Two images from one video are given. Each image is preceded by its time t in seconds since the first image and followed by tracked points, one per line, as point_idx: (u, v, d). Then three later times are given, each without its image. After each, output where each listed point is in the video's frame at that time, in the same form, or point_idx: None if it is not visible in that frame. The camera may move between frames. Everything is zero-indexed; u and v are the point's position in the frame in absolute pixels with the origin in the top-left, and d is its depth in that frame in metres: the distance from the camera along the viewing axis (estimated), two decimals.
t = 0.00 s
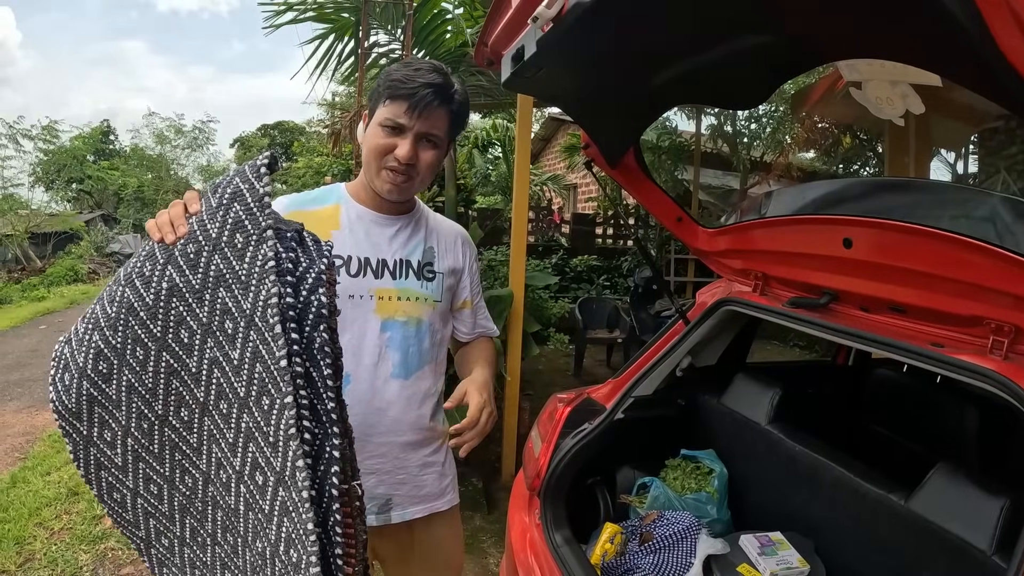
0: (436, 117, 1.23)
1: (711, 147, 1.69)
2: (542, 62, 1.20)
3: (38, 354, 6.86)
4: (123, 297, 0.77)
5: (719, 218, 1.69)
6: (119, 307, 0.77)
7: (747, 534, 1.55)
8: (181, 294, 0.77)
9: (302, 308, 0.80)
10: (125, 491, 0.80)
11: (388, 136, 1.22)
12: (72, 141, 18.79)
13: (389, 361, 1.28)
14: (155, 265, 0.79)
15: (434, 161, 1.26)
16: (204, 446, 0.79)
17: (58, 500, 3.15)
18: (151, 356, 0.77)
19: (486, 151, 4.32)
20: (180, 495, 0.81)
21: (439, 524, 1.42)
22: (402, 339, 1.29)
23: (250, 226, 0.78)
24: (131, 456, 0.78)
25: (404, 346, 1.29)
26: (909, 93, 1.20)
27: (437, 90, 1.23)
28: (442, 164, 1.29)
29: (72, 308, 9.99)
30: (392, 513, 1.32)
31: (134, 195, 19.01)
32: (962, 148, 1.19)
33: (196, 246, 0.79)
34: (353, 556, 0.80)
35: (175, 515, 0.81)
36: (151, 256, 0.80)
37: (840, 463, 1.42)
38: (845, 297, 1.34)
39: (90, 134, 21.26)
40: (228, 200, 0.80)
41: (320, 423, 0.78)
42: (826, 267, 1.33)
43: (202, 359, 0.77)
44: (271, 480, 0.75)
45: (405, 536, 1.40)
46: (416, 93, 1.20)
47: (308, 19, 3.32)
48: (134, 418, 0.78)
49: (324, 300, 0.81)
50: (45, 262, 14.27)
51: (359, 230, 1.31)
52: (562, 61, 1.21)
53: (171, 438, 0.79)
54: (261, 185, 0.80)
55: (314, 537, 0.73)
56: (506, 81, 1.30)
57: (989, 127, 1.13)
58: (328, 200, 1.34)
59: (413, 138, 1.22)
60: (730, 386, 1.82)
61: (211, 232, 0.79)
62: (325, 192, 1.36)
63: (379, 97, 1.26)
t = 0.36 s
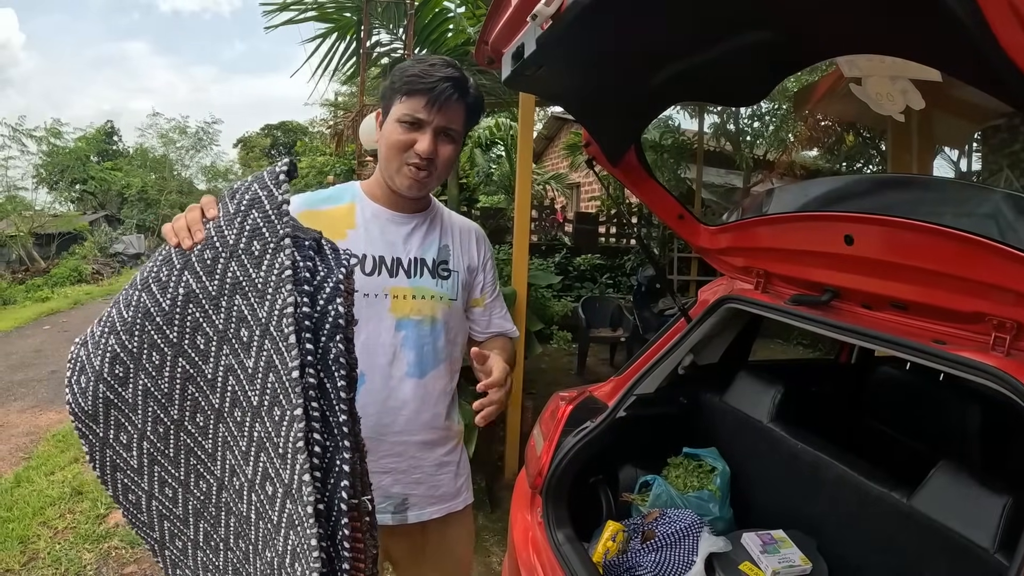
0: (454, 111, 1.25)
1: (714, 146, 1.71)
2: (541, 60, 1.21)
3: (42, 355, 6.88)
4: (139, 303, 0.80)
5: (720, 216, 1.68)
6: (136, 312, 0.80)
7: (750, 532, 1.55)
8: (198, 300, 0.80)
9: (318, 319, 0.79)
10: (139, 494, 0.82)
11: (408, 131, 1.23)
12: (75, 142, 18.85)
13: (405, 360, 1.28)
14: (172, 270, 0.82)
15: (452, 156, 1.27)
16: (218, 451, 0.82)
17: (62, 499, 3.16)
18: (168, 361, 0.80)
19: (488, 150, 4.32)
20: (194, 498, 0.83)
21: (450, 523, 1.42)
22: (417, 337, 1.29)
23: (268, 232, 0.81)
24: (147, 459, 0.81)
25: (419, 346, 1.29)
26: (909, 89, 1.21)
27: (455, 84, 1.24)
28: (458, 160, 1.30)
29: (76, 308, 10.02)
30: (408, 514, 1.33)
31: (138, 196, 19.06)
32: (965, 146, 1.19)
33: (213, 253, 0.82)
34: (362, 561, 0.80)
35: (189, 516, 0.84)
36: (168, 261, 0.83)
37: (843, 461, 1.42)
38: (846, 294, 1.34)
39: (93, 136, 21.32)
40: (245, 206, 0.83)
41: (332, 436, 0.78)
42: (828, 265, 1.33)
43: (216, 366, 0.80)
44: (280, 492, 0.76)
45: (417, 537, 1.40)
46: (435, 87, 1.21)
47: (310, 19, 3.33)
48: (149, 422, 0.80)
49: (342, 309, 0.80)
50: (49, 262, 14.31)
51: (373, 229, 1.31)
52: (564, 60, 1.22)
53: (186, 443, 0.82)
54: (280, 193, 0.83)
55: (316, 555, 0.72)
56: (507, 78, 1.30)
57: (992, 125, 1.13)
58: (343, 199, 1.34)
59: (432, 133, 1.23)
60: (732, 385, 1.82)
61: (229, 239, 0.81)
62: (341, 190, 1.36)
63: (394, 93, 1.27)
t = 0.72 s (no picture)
0: (479, 113, 1.25)
1: (716, 144, 1.71)
2: (540, 61, 1.21)
3: (45, 355, 6.92)
4: (182, 300, 0.82)
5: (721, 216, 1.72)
6: (178, 310, 0.82)
7: (750, 531, 1.56)
8: (241, 300, 0.82)
9: (364, 320, 0.82)
10: (171, 487, 0.83)
11: (435, 135, 1.24)
12: (78, 144, 18.92)
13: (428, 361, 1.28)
14: (215, 270, 0.84)
15: (481, 158, 1.27)
16: (256, 446, 0.83)
17: (64, 499, 3.16)
18: (208, 358, 0.81)
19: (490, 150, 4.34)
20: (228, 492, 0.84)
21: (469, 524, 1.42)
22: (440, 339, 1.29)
23: (315, 237, 0.83)
24: (182, 452, 0.82)
25: (442, 347, 1.29)
26: (907, 86, 1.19)
27: (480, 86, 1.24)
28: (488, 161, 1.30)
29: (79, 309, 10.04)
30: (423, 514, 1.33)
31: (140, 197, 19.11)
32: (967, 143, 1.19)
33: (258, 254, 0.84)
34: (398, 558, 0.81)
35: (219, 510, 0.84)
36: (211, 260, 0.85)
37: (843, 460, 1.42)
38: (846, 293, 1.34)
39: (96, 137, 21.39)
40: (292, 209, 0.86)
41: (375, 431, 0.81)
42: (827, 263, 1.34)
43: (258, 363, 0.82)
44: (321, 486, 0.77)
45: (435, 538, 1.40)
46: (460, 90, 1.22)
47: (311, 20, 3.34)
48: (187, 415, 0.82)
49: (387, 313, 0.83)
50: (52, 263, 14.35)
51: (402, 230, 1.32)
52: (564, 62, 1.23)
53: (223, 437, 0.83)
54: (327, 199, 0.85)
55: (358, 545, 0.73)
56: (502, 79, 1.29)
57: (994, 122, 1.11)
58: (377, 199, 1.36)
59: (459, 136, 1.24)
60: (733, 384, 1.82)
61: (275, 242, 0.84)
62: (374, 191, 1.39)
63: (423, 97, 1.28)
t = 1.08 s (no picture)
0: (502, 109, 1.25)
1: (719, 143, 1.70)
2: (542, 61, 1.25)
3: (49, 356, 6.94)
4: (226, 297, 0.80)
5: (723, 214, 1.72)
6: (221, 306, 0.80)
7: (754, 530, 1.55)
8: (286, 293, 0.81)
9: (409, 307, 0.84)
10: (221, 481, 0.82)
11: (461, 135, 1.26)
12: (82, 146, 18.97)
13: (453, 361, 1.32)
14: (257, 265, 0.82)
15: (508, 154, 1.28)
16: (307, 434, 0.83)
17: (68, 500, 3.17)
18: (255, 352, 0.80)
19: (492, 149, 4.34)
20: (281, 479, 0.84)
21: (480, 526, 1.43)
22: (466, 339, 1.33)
23: (357, 229, 0.81)
24: (231, 446, 0.81)
25: (469, 347, 1.32)
26: (910, 82, 1.16)
27: (499, 83, 1.24)
28: (515, 157, 1.31)
29: (83, 309, 10.06)
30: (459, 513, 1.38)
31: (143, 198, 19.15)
32: (972, 141, 1.16)
33: (299, 248, 0.82)
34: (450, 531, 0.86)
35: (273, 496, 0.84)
36: (252, 255, 0.83)
37: (846, 459, 1.42)
38: (849, 291, 1.33)
39: (99, 139, 21.44)
40: (332, 202, 0.84)
41: (425, 414, 0.84)
42: (831, 261, 1.33)
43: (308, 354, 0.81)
44: (375, 468, 0.78)
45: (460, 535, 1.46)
46: (481, 87, 1.23)
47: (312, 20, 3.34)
48: (237, 409, 0.81)
49: (431, 299, 0.85)
50: (55, 264, 14.39)
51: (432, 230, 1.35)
52: (565, 61, 1.26)
53: (272, 429, 0.82)
54: (366, 191, 0.83)
55: (418, 520, 0.77)
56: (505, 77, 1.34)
57: (998, 119, 1.09)
58: (410, 200, 1.40)
59: (484, 133, 1.25)
60: (736, 382, 1.81)
61: (316, 235, 0.82)
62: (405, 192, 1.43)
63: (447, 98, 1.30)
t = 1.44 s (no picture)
0: (518, 112, 1.21)
1: (721, 141, 1.70)
2: (545, 58, 1.27)
3: (52, 357, 6.94)
4: (280, 278, 0.77)
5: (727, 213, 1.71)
6: (274, 289, 0.77)
7: (758, 531, 1.54)
8: (345, 276, 0.78)
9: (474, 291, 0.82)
10: (254, 471, 0.78)
11: (477, 141, 1.22)
12: (83, 147, 18.99)
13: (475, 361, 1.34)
14: (315, 248, 0.79)
15: (526, 156, 1.24)
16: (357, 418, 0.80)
17: (70, 501, 3.16)
18: (308, 336, 0.77)
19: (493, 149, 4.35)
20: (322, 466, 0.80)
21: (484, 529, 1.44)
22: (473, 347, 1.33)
23: (424, 215, 0.79)
24: (271, 433, 0.77)
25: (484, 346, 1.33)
26: (915, 80, 1.15)
27: (512, 87, 1.20)
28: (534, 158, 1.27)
29: (86, 310, 10.07)
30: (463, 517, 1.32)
31: (145, 199, 19.17)
32: (974, 140, 1.15)
33: (362, 233, 0.80)
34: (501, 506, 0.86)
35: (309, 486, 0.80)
36: (309, 237, 0.80)
37: (851, 459, 1.41)
38: (854, 291, 1.33)
39: (101, 140, 21.46)
40: (397, 190, 0.81)
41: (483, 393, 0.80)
42: (836, 260, 1.32)
43: (364, 337, 0.79)
44: (433, 446, 0.77)
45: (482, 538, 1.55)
46: (495, 93, 1.19)
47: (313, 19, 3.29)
48: (284, 393, 0.77)
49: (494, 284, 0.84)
50: (58, 265, 14.41)
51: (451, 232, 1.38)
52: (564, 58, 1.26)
53: (318, 414, 0.79)
54: (431, 180, 0.81)
55: (478, 497, 0.75)
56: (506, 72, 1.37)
57: (1000, 117, 1.08)
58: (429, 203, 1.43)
59: (500, 137, 1.21)
60: (740, 382, 1.81)
61: (381, 220, 0.80)
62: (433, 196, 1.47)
63: (460, 105, 1.26)
